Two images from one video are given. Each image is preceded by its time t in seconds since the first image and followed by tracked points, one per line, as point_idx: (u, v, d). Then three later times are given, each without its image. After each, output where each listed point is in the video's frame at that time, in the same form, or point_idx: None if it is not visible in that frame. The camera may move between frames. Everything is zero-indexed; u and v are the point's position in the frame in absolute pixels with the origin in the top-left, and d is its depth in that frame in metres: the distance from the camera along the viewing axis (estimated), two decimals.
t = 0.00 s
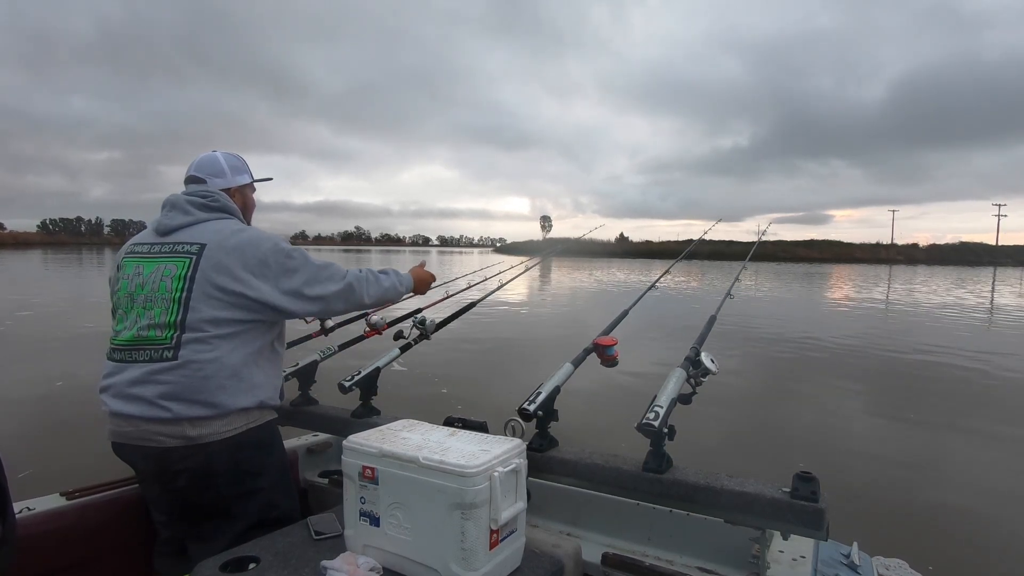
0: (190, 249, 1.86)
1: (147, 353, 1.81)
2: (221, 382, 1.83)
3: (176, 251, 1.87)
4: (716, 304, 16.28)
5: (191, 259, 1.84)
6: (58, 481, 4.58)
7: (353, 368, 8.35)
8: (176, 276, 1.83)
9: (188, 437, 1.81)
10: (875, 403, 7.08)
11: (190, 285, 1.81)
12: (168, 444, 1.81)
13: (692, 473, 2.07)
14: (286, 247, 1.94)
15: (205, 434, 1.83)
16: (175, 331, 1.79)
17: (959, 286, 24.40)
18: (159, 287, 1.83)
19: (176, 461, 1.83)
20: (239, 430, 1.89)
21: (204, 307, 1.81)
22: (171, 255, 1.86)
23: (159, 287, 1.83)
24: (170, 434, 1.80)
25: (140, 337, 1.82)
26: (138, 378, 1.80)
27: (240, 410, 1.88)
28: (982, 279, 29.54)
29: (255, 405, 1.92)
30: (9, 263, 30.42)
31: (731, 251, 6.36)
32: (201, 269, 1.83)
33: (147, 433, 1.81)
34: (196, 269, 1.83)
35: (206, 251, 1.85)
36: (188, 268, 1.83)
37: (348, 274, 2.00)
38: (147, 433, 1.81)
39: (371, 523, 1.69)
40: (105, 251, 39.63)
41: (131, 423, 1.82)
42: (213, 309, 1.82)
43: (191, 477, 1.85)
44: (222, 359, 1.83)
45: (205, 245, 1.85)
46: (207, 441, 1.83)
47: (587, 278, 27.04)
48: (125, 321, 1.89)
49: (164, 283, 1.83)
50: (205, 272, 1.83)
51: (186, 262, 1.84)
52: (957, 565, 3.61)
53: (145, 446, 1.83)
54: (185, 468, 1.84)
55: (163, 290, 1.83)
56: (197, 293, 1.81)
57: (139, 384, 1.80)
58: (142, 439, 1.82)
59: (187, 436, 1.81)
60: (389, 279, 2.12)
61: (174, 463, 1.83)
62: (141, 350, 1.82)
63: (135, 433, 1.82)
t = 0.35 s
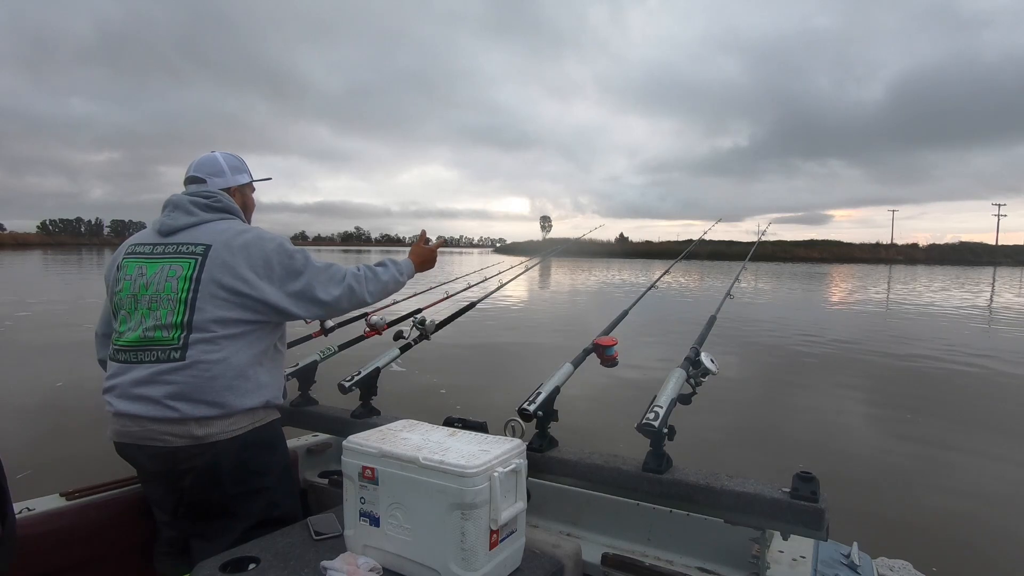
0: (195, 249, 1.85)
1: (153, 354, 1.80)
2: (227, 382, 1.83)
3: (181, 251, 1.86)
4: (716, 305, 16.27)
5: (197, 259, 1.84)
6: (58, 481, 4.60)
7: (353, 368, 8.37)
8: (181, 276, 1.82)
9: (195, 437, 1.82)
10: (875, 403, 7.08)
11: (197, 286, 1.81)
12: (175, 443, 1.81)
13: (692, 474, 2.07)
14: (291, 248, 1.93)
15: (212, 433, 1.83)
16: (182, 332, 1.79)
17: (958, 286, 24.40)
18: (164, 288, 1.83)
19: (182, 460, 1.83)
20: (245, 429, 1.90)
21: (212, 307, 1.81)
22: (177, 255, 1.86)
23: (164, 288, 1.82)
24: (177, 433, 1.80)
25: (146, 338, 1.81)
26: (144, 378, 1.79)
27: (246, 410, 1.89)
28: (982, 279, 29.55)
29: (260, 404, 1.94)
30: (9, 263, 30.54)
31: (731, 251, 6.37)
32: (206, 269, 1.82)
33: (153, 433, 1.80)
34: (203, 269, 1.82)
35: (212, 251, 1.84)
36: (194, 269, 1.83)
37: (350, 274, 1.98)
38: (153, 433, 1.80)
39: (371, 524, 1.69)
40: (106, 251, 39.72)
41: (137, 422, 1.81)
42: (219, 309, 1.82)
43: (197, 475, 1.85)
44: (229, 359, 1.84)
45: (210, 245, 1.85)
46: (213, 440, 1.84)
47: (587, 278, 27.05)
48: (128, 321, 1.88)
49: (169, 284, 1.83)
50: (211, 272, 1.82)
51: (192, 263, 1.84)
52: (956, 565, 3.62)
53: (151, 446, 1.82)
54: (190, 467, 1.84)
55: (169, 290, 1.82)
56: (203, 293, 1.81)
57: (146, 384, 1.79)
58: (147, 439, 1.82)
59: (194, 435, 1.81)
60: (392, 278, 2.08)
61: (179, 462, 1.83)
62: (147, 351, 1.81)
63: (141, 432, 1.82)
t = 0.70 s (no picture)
0: (197, 249, 1.85)
1: (155, 353, 1.80)
2: (229, 382, 1.84)
3: (183, 251, 1.86)
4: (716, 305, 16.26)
5: (199, 259, 1.83)
6: (58, 481, 4.60)
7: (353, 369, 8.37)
8: (183, 276, 1.82)
9: (196, 437, 1.82)
10: (875, 403, 7.07)
11: (199, 286, 1.81)
12: (177, 443, 1.81)
13: (692, 474, 2.07)
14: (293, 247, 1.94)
15: (214, 433, 1.83)
16: (184, 332, 1.79)
17: (958, 286, 24.36)
18: (166, 288, 1.82)
19: (184, 460, 1.83)
20: (246, 429, 1.91)
21: (215, 307, 1.81)
22: (177, 255, 1.85)
23: (166, 288, 1.82)
24: (179, 433, 1.80)
25: (148, 338, 1.81)
26: (146, 378, 1.79)
27: (248, 410, 1.89)
28: (982, 279, 29.53)
29: (262, 404, 1.94)
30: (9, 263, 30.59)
31: (731, 251, 6.37)
32: (209, 269, 1.82)
33: (155, 433, 1.80)
34: (205, 269, 1.82)
35: (214, 251, 1.84)
36: (195, 269, 1.83)
37: (351, 272, 2.02)
38: (155, 433, 1.80)
39: (371, 524, 1.69)
40: (105, 251, 39.75)
41: (139, 423, 1.81)
42: (223, 309, 1.82)
43: (198, 475, 1.85)
44: (231, 359, 1.84)
45: (212, 245, 1.85)
46: (215, 440, 1.84)
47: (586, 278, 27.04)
48: (129, 322, 1.88)
49: (171, 284, 1.82)
50: (214, 272, 1.82)
51: (194, 262, 1.83)
52: (956, 565, 3.61)
53: (152, 446, 1.82)
54: (191, 467, 1.84)
55: (171, 290, 1.82)
56: (206, 293, 1.81)
57: (148, 384, 1.79)
58: (148, 439, 1.82)
59: (196, 435, 1.81)
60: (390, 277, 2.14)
61: (181, 462, 1.83)
62: (149, 350, 1.80)
63: (143, 432, 1.81)
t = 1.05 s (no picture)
0: (198, 249, 1.85)
1: (156, 354, 1.80)
2: (231, 382, 1.84)
3: (183, 251, 1.86)
4: (717, 305, 16.25)
5: (200, 259, 1.83)
6: (58, 481, 4.60)
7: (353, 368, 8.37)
8: (184, 276, 1.82)
9: (198, 437, 1.82)
10: (875, 403, 7.07)
11: (201, 285, 1.81)
12: (179, 444, 1.81)
13: (692, 474, 2.07)
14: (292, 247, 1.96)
15: (216, 433, 1.84)
16: (185, 332, 1.79)
17: (959, 286, 24.35)
18: (167, 288, 1.82)
19: (185, 461, 1.83)
20: (248, 429, 1.91)
21: (216, 306, 1.81)
22: (178, 256, 1.85)
23: (167, 288, 1.82)
24: (181, 434, 1.80)
25: (149, 338, 1.81)
26: (148, 379, 1.79)
27: (249, 410, 1.89)
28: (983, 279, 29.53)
29: (263, 404, 1.94)
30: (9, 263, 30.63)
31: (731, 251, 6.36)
32: (210, 268, 1.82)
33: (156, 434, 1.80)
34: (206, 269, 1.82)
35: (215, 251, 1.84)
36: (197, 268, 1.82)
37: (349, 272, 2.04)
38: (157, 434, 1.80)
39: (371, 524, 1.69)
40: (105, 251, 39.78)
41: (140, 424, 1.81)
42: (225, 308, 1.82)
43: (200, 476, 1.85)
44: (232, 359, 1.84)
45: (213, 245, 1.85)
46: (216, 440, 1.84)
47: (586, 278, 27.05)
48: (130, 323, 1.88)
49: (172, 284, 1.82)
50: (215, 272, 1.82)
51: (195, 262, 1.83)
52: (956, 565, 3.61)
53: (154, 447, 1.82)
54: (192, 467, 1.84)
55: (172, 291, 1.82)
56: (208, 292, 1.81)
57: (150, 384, 1.79)
58: (150, 439, 1.82)
59: (198, 436, 1.81)
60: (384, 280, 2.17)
61: (182, 463, 1.83)
62: (151, 351, 1.80)
63: (144, 433, 1.81)
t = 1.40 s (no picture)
0: (199, 249, 1.85)
1: (157, 354, 1.80)
2: (231, 382, 1.84)
3: (183, 251, 1.86)
4: (717, 305, 16.25)
5: (201, 258, 1.83)
6: (58, 480, 4.61)
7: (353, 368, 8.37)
8: (185, 276, 1.82)
9: (199, 437, 1.82)
10: (875, 403, 7.06)
11: (202, 285, 1.81)
12: (180, 444, 1.81)
13: (692, 473, 2.07)
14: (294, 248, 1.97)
15: (217, 433, 1.84)
16: (187, 331, 1.79)
17: (959, 286, 24.33)
18: (168, 287, 1.82)
19: (187, 460, 1.83)
20: (249, 428, 1.91)
21: (218, 306, 1.82)
22: (179, 255, 1.85)
23: (168, 287, 1.82)
24: (182, 434, 1.80)
25: (151, 338, 1.81)
26: (149, 379, 1.79)
27: (250, 410, 1.89)
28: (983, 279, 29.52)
29: (264, 404, 1.94)
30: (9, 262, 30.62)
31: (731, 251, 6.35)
32: (212, 268, 1.82)
33: (158, 434, 1.80)
34: (207, 268, 1.82)
35: (216, 250, 1.84)
36: (198, 268, 1.82)
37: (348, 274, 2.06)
38: (158, 434, 1.80)
39: (371, 524, 1.69)
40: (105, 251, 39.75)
41: (142, 424, 1.81)
42: (227, 308, 1.83)
43: (201, 475, 1.86)
44: (233, 359, 1.84)
45: (214, 245, 1.84)
46: (218, 439, 1.84)
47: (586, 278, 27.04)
48: (131, 322, 1.88)
49: (174, 283, 1.82)
50: (217, 271, 1.82)
51: (195, 262, 1.83)
52: (956, 565, 3.61)
53: (155, 447, 1.82)
54: (192, 467, 1.84)
55: (174, 290, 1.82)
56: (210, 292, 1.81)
57: (151, 384, 1.79)
58: (151, 440, 1.82)
59: (199, 436, 1.82)
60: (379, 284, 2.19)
61: (183, 463, 1.83)
62: (152, 351, 1.81)
63: (145, 433, 1.81)
